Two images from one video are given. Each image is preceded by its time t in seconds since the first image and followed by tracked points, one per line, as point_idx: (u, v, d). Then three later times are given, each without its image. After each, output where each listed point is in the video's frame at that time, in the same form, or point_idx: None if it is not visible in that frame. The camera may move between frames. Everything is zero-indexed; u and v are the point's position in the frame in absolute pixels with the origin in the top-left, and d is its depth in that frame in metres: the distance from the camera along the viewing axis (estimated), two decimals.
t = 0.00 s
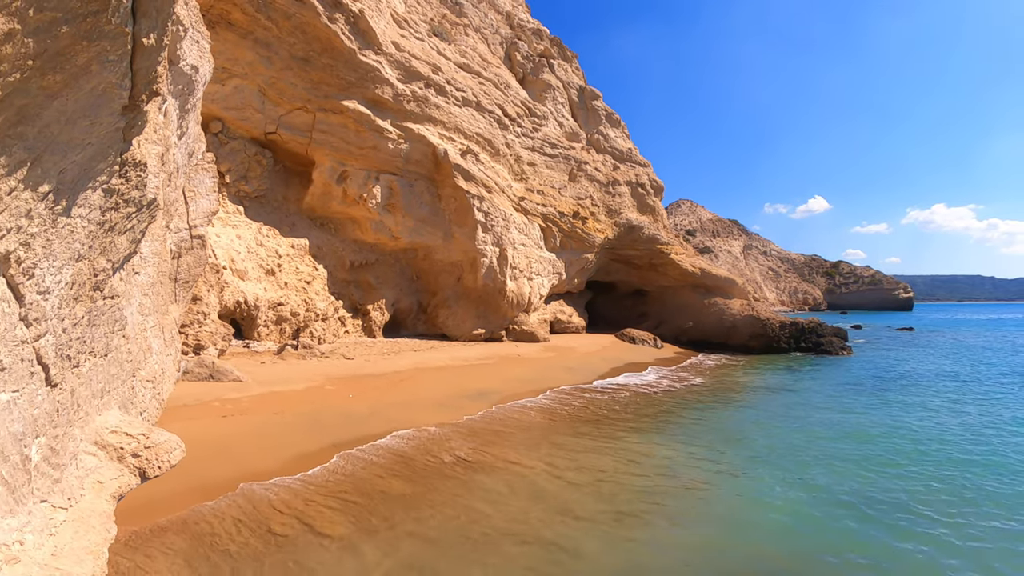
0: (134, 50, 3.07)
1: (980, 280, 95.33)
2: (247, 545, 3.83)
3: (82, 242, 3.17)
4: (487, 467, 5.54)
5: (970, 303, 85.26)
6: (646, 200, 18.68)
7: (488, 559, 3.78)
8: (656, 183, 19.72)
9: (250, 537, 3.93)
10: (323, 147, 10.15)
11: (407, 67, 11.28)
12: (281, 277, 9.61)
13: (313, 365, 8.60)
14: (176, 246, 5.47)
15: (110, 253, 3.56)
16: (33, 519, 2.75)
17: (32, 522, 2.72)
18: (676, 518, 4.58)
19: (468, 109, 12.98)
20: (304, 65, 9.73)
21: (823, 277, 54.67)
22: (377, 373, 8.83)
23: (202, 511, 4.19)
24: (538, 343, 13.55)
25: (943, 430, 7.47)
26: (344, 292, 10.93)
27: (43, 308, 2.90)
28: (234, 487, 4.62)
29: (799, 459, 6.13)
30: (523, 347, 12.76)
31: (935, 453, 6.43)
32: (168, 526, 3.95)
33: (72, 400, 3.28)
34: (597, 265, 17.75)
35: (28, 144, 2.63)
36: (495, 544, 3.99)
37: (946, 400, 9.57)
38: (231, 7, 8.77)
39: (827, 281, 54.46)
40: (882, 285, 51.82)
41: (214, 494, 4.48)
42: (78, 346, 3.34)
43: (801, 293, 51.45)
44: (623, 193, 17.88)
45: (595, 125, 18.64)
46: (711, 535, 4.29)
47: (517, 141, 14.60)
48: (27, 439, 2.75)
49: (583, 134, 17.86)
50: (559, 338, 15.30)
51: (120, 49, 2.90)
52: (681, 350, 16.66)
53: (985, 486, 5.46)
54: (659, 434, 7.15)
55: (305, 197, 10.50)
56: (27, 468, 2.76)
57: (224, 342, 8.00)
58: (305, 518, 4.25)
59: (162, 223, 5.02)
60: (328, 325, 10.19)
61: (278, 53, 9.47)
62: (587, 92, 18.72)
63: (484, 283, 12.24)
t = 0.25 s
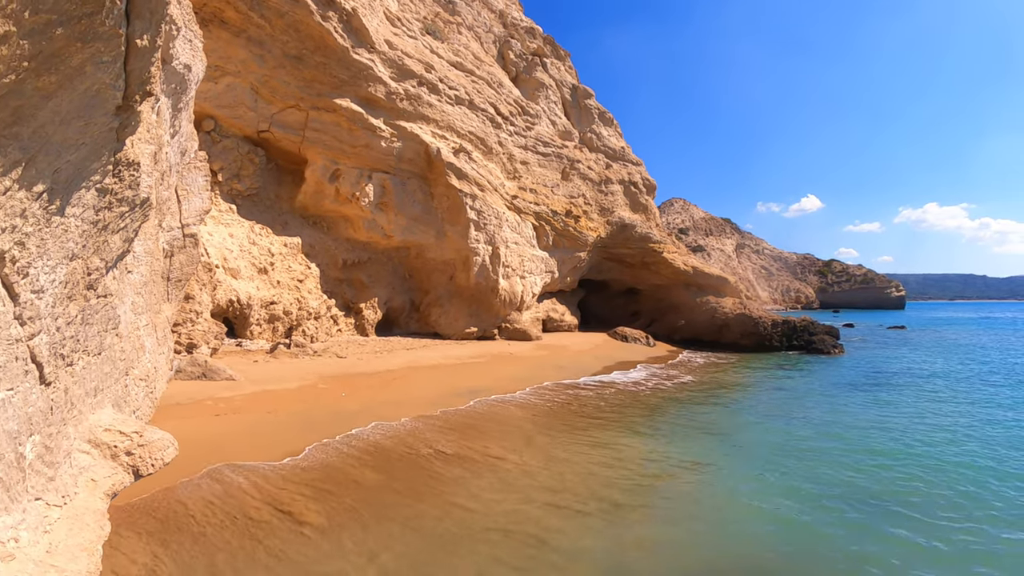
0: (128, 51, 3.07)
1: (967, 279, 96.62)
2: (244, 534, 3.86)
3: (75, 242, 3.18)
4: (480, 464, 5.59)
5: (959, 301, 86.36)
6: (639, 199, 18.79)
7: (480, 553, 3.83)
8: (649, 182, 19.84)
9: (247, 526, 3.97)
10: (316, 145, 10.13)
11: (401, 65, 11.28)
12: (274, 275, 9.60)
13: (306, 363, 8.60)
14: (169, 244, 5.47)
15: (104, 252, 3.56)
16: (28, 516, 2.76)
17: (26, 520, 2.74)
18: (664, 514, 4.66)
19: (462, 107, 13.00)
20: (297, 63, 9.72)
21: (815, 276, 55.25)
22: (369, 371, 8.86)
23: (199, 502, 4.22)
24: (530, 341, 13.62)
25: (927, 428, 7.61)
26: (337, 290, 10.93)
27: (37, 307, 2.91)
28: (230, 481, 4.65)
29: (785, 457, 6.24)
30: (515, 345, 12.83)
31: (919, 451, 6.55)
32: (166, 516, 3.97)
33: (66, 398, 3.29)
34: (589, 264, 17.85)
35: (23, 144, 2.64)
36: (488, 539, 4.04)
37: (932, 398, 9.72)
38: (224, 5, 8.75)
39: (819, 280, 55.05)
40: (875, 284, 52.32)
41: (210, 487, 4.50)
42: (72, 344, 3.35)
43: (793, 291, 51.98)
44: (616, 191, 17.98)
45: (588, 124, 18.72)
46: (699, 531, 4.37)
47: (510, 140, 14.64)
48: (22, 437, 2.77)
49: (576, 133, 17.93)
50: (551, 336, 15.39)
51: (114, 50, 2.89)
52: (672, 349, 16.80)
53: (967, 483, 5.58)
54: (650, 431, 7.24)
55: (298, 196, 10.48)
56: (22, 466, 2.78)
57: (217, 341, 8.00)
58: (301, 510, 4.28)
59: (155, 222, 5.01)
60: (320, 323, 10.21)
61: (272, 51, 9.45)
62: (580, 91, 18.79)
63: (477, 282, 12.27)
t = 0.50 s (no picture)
0: (128, 50, 3.08)
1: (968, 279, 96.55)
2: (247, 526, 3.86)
3: (76, 239, 3.19)
4: (479, 461, 5.60)
5: (960, 301, 86.31)
6: (639, 198, 18.80)
7: (479, 548, 3.85)
8: (649, 181, 19.84)
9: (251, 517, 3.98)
10: (316, 145, 10.14)
11: (400, 65, 11.29)
12: (274, 274, 9.62)
13: (305, 362, 8.61)
14: (169, 243, 5.48)
15: (104, 249, 3.58)
16: (27, 510, 2.78)
17: (26, 513, 2.75)
18: (663, 512, 4.68)
19: (461, 107, 13.00)
20: (298, 63, 9.74)
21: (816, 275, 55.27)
22: (369, 370, 8.87)
23: (198, 493, 4.21)
24: (530, 340, 13.64)
25: (926, 428, 7.62)
26: (337, 289, 10.95)
27: (37, 303, 2.92)
28: (230, 474, 4.65)
29: (783, 456, 6.26)
30: (515, 345, 12.85)
31: (918, 451, 6.56)
32: (167, 506, 3.97)
33: (65, 394, 3.32)
34: (589, 263, 17.86)
35: (24, 141, 2.65)
36: (487, 535, 4.05)
37: (933, 398, 9.71)
38: (225, 5, 8.77)
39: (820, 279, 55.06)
40: (874, 284, 51.93)
41: (210, 478, 4.50)
42: (72, 341, 3.37)
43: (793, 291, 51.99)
44: (615, 191, 17.99)
45: (587, 123, 18.74)
46: (696, 529, 4.39)
47: (510, 139, 14.66)
48: (22, 432, 2.78)
49: (576, 132, 17.94)
50: (551, 335, 15.40)
51: (114, 49, 2.92)
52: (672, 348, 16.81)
53: (965, 483, 5.59)
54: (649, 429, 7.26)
55: (297, 195, 10.49)
56: (22, 460, 2.79)
57: (217, 339, 8.01)
58: (302, 504, 4.28)
59: (155, 221, 5.02)
60: (320, 322, 10.23)
61: (272, 50, 9.47)
62: (580, 91, 18.80)
63: (477, 281, 12.28)
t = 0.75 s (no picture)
0: (123, 49, 3.12)
1: (965, 281, 96.94)
2: (243, 526, 3.88)
3: (72, 235, 3.20)
4: (476, 462, 5.61)
5: (957, 303, 86.60)
6: (637, 200, 18.85)
7: (475, 547, 3.86)
8: (647, 184, 19.90)
9: (244, 517, 3.99)
10: (314, 147, 10.16)
11: (398, 67, 11.31)
12: (272, 276, 9.61)
13: (303, 364, 8.60)
14: (167, 244, 5.49)
15: (101, 246, 3.58)
16: (21, 501, 2.79)
17: (20, 504, 2.76)
18: (658, 511, 4.69)
19: (459, 109, 13.03)
20: (296, 65, 9.77)
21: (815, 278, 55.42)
22: (366, 372, 8.87)
23: (191, 492, 4.22)
24: (528, 342, 13.65)
25: (923, 430, 7.63)
26: (335, 291, 10.95)
27: (33, 298, 2.92)
28: (222, 473, 4.66)
29: (779, 457, 6.28)
30: (512, 346, 12.86)
31: (914, 452, 6.58)
32: (158, 505, 3.97)
33: (61, 389, 3.32)
34: (587, 265, 17.89)
35: (21, 138, 2.67)
36: (482, 534, 4.06)
37: (930, 400, 9.73)
38: (223, 7, 8.79)
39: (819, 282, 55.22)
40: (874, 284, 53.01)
41: (202, 476, 4.50)
42: (68, 337, 3.37)
43: (792, 293, 52.15)
44: (613, 193, 18.05)
45: (585, 125, 18.79)
46: (691, 528, 4.40)
47: (507, 141, 14.69)
48: (17, 425, 2.79)
49: (574, 134, 17.99)
50: (549, 337, 15.41)
51: (109, 49, 2.95)
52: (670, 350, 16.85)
53: (960, 483, 5.60)
54: (646, 430, 7.28)
55: (296, 197, 10.50)
56: (17, 452, 2.80)
57: (215, 341, 8.00)
58: (298, 504, 4.29)
59: (152, 221, 5.02)
60: (318, 324, 10.23)
61: (270, 53, 9.50)
62: (578, 93, 18.86)
63: (474, 283, 12.29)
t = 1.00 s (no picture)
0: (112, 52, 3.17)
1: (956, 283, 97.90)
2: (237, 529, 3.85)
3: (63, 235, 3.21)
4: (468, 463, 5.64)
5: (949, 305, 87.38)
6: (631, 202, 18.95)
7: (466, 547, 3.88)
8: (641, 186, 20.00)
9: (237, 518, 3.98)
10: (307, 149, 10.16)
11: (392, 69, 11.33)
12: (266, 278, 9.60)
13: (296, 366, 8.58)
14: (159, 245, 5.48)
15: (91, 247, 3.59)
16: (11, 499, 2.79)
17: (9, 502, 2.76)
18: (648, 511, 4.74)
19: (453, 111, 13.07)
20: (290, 67, 9.78)
21: (810, 280, 55.77)
22: (359, 374, 8.87)
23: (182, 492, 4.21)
24: (521, 344, 13.69)
25: (912, 431, 7.71)
26: (329, 293, 10.94)
27: (24, 298, 2.93)
28: (213, 473, 4.65)
29: (768, 458, 6.36)
30: (506, 349, 12.89)
31: (901, 452, 6.66)
32: (148, 504, 3.96)
33: (52, 388, 3.33)
34: (581, 267, 17.96)
35: (12, 140, 2.68)
36: (473, 534, 4.08)
37: (921, 402, 9.82)
38: (218, 9, 8.80)
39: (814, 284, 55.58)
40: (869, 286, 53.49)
41: (192, 476, 4.49)
42: (59, 336, 3.38)
43: (787, 295, 52.50)
44: (607, 195, 18.14)
45: (580, 128, 18.88)
46: (680, 527, 4.45)
47: (501, 144, 14.74)
48: (7, 423, 2.80)
49: (568, 136, 18.07)
50: (543, 339, 15.45)
51: (99, 52, 3.02)
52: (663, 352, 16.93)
53: (946, 482, 5.67)
54: (637, 431, 7.33)
55: (290, 199, 10.50)
56: (6, 451, 2.81)
57: (208, 343, 7.98)
58: (292, 505, 4.31)
59: (145, 222, 5.02)
60: (311, 326, 10.22)
61: (264, 55, 9.50)
62: (572, 96, 18.95)
63: (468, 285, 12.31)
